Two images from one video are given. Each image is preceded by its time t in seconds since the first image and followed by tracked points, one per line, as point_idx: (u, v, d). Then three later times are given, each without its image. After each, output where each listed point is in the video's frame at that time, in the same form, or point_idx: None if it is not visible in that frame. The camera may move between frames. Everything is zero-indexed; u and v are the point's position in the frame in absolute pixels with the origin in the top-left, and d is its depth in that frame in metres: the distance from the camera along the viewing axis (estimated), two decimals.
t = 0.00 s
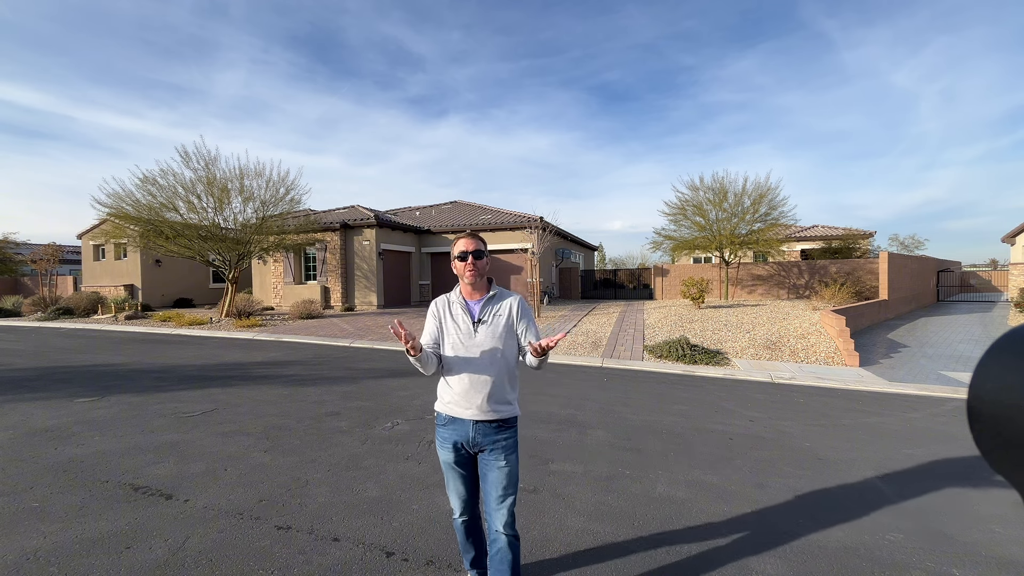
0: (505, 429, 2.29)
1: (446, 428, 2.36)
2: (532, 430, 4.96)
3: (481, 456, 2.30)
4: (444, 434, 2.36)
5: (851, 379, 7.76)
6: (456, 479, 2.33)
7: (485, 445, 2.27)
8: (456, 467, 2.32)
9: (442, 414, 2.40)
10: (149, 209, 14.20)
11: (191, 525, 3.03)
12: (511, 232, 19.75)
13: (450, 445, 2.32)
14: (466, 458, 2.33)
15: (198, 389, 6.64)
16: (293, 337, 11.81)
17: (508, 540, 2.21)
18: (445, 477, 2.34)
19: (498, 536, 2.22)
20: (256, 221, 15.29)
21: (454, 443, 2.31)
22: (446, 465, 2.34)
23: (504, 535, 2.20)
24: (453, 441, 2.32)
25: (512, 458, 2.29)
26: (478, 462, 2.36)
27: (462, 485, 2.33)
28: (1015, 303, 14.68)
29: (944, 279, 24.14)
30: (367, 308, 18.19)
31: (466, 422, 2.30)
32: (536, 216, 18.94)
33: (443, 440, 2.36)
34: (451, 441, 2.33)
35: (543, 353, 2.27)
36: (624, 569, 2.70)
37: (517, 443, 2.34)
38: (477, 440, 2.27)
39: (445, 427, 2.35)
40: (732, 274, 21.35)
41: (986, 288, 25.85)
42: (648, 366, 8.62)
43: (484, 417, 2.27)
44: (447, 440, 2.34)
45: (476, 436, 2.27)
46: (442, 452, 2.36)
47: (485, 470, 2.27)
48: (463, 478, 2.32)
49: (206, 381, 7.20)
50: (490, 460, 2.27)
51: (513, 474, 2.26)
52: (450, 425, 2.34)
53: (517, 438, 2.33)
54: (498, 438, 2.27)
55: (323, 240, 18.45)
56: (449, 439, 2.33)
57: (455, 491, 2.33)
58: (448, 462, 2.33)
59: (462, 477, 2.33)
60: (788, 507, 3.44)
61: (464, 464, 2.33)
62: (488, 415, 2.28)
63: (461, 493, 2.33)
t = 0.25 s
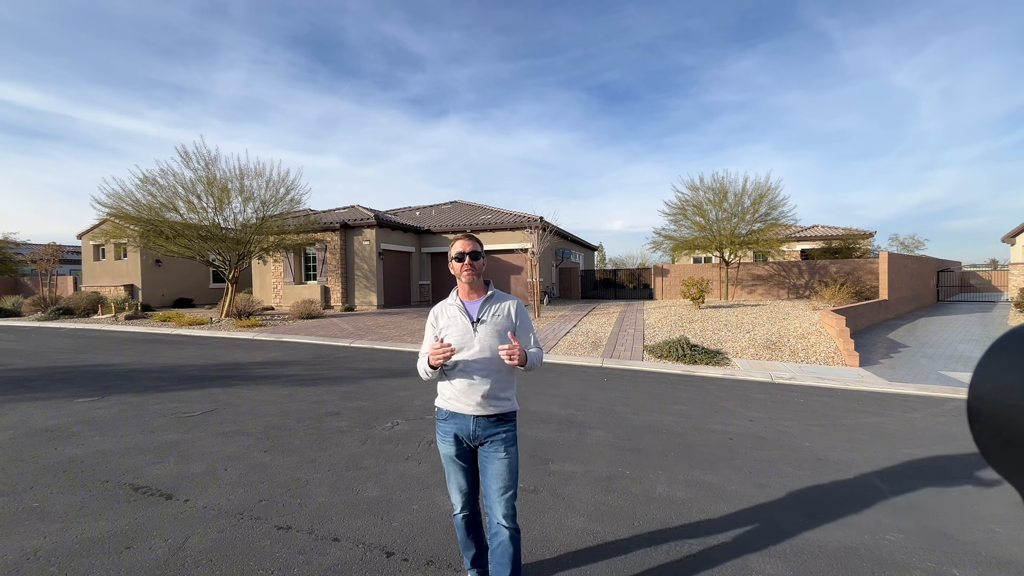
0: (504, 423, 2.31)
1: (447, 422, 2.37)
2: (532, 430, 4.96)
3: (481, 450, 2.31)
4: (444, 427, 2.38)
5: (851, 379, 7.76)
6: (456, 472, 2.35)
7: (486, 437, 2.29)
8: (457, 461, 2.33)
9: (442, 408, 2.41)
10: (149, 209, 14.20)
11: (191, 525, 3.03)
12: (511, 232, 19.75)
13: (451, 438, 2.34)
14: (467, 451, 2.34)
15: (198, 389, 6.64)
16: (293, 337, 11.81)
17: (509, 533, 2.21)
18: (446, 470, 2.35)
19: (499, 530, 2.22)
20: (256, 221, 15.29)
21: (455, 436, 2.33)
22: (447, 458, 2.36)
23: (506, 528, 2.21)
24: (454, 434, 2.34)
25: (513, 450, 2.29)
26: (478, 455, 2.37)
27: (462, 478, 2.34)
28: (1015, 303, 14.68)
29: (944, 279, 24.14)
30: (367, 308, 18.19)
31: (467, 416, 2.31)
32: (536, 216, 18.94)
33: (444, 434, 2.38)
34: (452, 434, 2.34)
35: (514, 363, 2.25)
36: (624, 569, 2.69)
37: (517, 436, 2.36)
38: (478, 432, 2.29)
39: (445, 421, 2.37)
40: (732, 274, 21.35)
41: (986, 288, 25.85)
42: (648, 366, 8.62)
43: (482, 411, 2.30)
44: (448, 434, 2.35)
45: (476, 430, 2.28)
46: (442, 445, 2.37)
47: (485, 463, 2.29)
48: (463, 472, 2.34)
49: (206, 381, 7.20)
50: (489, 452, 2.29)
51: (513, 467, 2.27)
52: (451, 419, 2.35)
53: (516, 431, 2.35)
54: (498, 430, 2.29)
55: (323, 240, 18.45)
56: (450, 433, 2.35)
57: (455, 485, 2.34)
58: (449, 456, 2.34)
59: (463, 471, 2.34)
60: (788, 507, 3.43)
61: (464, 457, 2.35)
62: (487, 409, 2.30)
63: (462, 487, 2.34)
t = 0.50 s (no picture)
0: (505, 417, 2.31)
1: (448, 417, 2.38)
2: (532, 430, 4.96)
3: (482, 444, 2.32)
4: (445, 422, 2.39)
5: (851, 379, 7.76)
6: (457, 467, 2.35)
7: (487, 431, 2.29)
8: (459, 455, 2.34)
9: (443, 404, 2.42)
10: (149, 209, 14.20)
11: (191, 526, 3.02)
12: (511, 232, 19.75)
13: (452, 434, 2.34)
14: (469, 446, 2.35)
15: (198, 389, 6.64)
16: (293, 337, 11.81)
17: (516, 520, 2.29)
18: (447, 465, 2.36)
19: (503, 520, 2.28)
20: (256, 221, 15.29)
21: (457, 431, 2.33)
22: (448, 452, 2.37)
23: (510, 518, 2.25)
24: (455, 428, 2.35)
25: (513, 444, 2.30)
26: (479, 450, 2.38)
27: (464, 473, 2.34)
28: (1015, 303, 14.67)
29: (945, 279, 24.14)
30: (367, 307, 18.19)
31: (468, 410, 2.32)
32: (536, 216, 18.94)
33: (446, 429, 2.38)
34: (453, 429, 2.35)
35: (477, 368, 2.23)
36: (624, 568, 2.68)
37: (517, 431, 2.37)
38: (479, 426, 2.30)
39: (447, 416, 2.38)
40: (732, 274, 21.35)
41: (986, 288, 25.85)
42: (648, 366, 8.62)
43: (482, 405, 2.29)
44: (450, 429, 2.36)
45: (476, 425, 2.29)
46: (444, 439, 2.38)
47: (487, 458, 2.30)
48: (464, 466, 2.34)
49: (206, 381, 7.20)
50: (491, 447, 2.30)
51: (514, 461, 2.28)
52: (453, 414, 2.36)
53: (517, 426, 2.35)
54: (499, 425, 2.30)
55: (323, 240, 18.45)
56: (452, 427, 2.35)
57: (457, 479, 2.35)
58: (451, 451, 2.35)
59: (465, 466, 2.34)
60: (788, 507, 3.43)
61: (465, 452, 2.35)
62: (487, 404, 2.29)
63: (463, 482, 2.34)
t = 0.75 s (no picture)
0: (516, 416, 2.40)
1: (458, 414, 2.40)
2: (532, 430, 4.96)
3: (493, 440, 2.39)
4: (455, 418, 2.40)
5: (851, 379, 7.76)
6: (464, 464, 2.38)
7: (501, 428, 2.36)
8: (469, 452, 2.37)
9: (452, 402, 2.43)
10: (149, 209, 14.20)
11: (191, 526, 3.02)
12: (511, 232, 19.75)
13: (463, 431, 2.36)
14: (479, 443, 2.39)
15: (198, 389, 6.64)
16: (293, 337, 11.81)
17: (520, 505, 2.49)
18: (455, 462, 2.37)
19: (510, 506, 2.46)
20: (256, 221, 15.28)
21: (468, 428, 2.36)
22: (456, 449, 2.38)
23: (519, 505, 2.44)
24: (466, 425, 2.37)
25: (521, 442, 2.42)
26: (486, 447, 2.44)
27: (472, 469, 2.37)
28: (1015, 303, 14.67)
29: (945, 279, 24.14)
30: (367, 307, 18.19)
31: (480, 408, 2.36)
32: (536, 216, 18.94)
33: (454, 426, 2.39)
34: (464, 426, 2.37)
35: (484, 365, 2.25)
36: (624, 569, 2.68)
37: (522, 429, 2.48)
38: (492, 424, 2.35)
39: (456, 414, 2.40)
40: (732, 274, 21.35)
41: (986, 288, 25.85)
42: (648, 366, 8.62)
43: (494, 403, 2.34)
44: (461, 426, 2.38)
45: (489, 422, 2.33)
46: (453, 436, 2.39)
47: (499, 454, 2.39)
48: (473, 463, 2.37)
49: (206, 381, 7.20)
50: (502, 445, 2.39)
51: (524, 455, 2.42)
52: (463, 411, 2.38)
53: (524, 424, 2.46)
54: (511, 422, 2.38)
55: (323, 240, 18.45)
56: (462, 425, 2.37)
57: (465, 476, 2.37)
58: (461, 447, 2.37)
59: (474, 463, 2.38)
60: (788, 507, 3.43)
61: (473, 449, 2.39)
62: (498, 402, 2.35)
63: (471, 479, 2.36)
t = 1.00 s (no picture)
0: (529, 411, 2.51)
1: (476, 408, 2.45)
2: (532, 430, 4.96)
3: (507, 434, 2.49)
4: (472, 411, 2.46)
5: (851, 379, 7.76)
6: (478, 457, 2.43)
7: (517, 421, 2.47)
8: (484, 445, 2.43)
9: (468, 397, 2.47)
10: (149, 209, 14.19)
11: (191, 526, 3.02)
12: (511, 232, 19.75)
13: (481, 424, 2.43)
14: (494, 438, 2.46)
15: (198, 389, 6.64)
16: (293, 337, 11.81)
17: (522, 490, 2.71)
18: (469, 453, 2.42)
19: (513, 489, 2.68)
20: (256, 221, 15.28)
21: (486, 421, 2.43)
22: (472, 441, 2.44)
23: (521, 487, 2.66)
24: (484, 419, 2.43)
25: (532, 434, 2.56)
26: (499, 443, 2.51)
27: (485, 462, 2.43)
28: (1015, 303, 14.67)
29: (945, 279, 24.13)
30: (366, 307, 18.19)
31: (498, 403, 2.43)
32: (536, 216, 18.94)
33: (471, 420, 2.44)
34: (482, 419, 2.43)
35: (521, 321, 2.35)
36: (624, 569, 2.68)
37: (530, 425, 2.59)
38: (509, 417, 2.44)
39: (474, 408, 2.45)
40: (732, 274, 21.35)
41: (986, 288, 25.84)
42: (648, 366, 8.62)
43: (511, 397, 2.43)
44: (479, 420, 2.43)
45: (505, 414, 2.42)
46: (469, 429, 2.44)
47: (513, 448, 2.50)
48: (486, 456, 2.43)
49: (206, 381, 7.20)
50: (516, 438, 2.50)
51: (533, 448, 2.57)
52: (481, 405, 2.45)
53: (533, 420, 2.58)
54: (525, 416, 2.49)
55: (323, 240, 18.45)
56: (479, 419, 2.43)
57: (479, 468, 2.42)
58: (476, 439, 2.43)
59: (488, 457, 2.44)
60: (788, 507, 3.43)
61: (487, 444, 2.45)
62: (516, 395, 2.44)
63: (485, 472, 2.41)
